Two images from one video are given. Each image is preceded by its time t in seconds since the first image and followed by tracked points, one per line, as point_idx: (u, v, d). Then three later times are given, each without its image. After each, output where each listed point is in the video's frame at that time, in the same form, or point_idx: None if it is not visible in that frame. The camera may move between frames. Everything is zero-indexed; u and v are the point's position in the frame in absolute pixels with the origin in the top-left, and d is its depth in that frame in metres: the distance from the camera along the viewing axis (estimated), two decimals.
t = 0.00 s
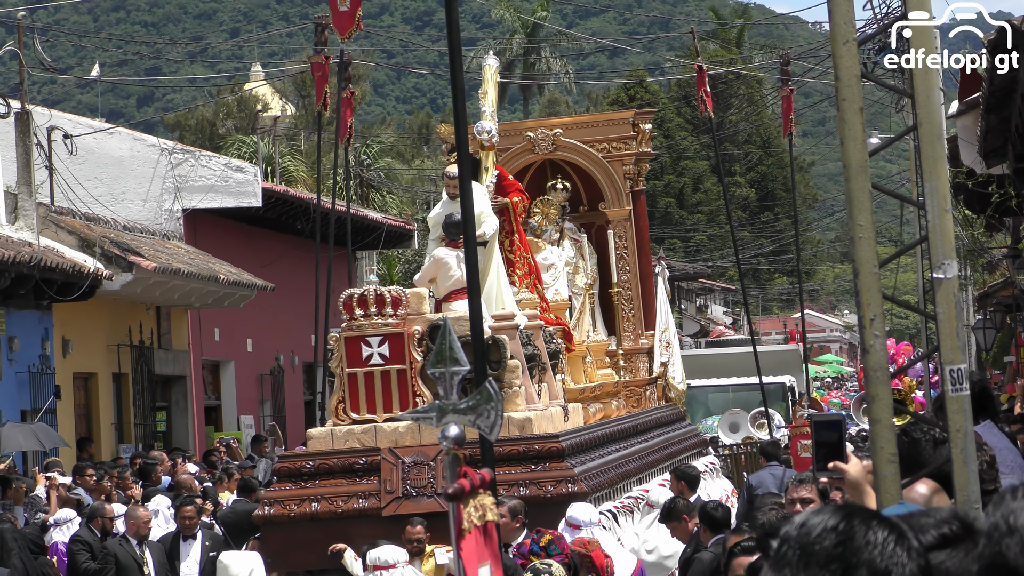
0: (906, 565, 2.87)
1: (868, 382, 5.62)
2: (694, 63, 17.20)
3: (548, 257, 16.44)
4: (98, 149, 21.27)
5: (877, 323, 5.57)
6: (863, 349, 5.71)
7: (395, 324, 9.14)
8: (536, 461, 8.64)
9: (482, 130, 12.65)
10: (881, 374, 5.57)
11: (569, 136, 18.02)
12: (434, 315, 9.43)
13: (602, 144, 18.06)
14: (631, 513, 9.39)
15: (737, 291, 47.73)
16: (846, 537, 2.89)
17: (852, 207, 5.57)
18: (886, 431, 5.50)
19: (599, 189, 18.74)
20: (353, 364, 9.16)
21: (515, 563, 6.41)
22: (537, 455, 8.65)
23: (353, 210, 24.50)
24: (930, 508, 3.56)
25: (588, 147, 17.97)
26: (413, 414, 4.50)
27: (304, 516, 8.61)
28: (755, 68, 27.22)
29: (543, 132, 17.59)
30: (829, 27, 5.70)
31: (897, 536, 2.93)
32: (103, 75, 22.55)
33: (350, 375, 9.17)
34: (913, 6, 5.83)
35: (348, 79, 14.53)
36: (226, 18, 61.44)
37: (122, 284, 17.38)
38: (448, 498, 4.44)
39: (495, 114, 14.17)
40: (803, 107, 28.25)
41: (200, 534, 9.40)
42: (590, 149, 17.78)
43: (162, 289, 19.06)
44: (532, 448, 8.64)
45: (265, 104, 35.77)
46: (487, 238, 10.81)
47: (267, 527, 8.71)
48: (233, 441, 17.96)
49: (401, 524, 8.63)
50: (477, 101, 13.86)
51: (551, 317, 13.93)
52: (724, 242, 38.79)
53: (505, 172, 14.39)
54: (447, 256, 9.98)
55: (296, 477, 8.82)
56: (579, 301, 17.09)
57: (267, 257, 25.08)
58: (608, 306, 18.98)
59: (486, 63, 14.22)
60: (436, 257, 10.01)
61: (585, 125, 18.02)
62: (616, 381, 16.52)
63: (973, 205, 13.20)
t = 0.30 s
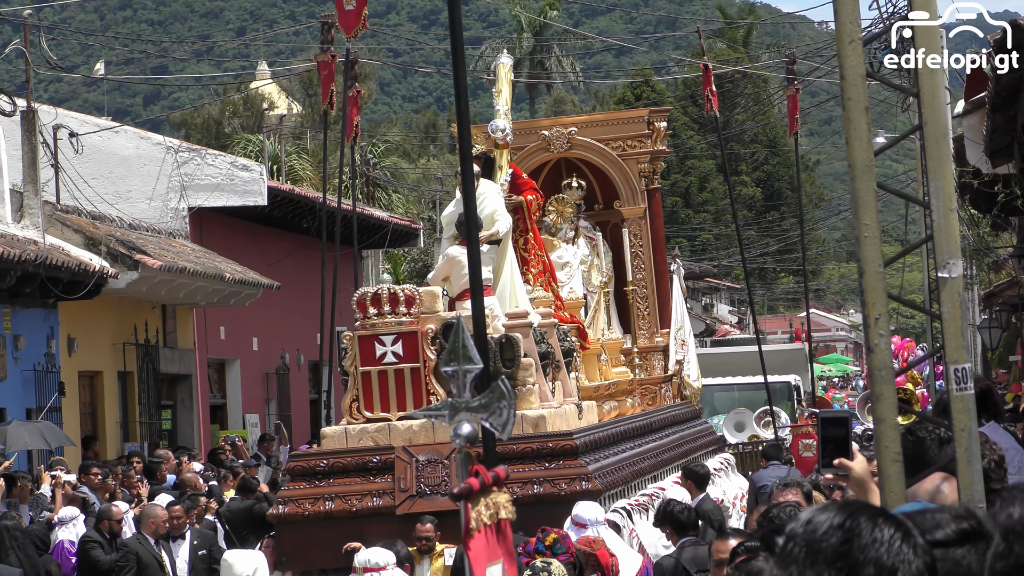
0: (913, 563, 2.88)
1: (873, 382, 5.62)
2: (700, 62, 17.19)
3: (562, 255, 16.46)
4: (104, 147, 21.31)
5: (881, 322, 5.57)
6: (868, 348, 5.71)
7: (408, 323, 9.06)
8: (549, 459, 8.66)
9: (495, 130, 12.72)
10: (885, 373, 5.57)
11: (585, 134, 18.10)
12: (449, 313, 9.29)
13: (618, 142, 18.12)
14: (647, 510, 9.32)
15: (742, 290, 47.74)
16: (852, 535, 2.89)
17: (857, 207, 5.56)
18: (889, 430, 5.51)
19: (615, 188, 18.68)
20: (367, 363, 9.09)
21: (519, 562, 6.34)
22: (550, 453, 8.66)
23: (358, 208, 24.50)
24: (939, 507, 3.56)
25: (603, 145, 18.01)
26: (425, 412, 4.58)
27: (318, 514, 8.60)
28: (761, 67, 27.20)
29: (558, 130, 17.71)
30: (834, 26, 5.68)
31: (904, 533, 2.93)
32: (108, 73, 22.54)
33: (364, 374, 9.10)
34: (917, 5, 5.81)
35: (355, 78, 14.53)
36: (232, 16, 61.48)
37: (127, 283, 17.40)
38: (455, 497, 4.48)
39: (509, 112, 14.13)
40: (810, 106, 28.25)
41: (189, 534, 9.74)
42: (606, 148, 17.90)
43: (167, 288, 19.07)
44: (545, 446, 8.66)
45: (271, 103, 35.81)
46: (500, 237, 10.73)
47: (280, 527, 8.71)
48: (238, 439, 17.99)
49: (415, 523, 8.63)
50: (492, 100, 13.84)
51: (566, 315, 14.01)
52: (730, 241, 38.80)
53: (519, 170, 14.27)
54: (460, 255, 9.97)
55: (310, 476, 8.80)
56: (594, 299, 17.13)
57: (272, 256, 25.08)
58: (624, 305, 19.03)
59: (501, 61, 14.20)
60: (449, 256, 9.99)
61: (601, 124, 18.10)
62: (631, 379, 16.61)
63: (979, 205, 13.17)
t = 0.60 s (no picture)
0: (906, 557, 2.92)
1: (858, 379, 5.64)
2: (689, 60, 17.21)
3: (560, 252, 16.49)
4: (92, 144, 21.25)
5: (866, 320, 5.60)
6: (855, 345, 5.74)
7: (408, 320, 9.01)
8: (550, 455, 8.63)
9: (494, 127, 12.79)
10: (870, 371, 5.59)
11: (581, 131, 18.08)
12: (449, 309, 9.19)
13: (615, 138, 18.11)
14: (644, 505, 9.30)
15: (730, 287, 47.83)
16: (846, 527, 2.92)
17: (844, 205, 5.57)
18: (874, 427, 5.54)
19: (611, 185, 18.74)
20: (367, 360, 9.08)
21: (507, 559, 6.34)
22: (551, 449, 8.64)
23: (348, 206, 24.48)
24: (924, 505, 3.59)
25: (600, 142, 18.00)
26: (421, 409, 4.59)
27: (319, 511, 8.54)
28: (749, 65, 27.25)
29: (554, 127, 17.60)
30: (820, 24, 5.69)
31: (895, 528, 2.97)
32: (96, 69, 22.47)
33: (364, 371, 9.09)
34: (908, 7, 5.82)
35: (344, 75, 14.49)
36: (220, 14, 61.39)
37: (115, 280, 17.35)
38: (449, 495, 4.46)
39: (507, 109, 14.13)
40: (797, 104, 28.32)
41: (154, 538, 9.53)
42: (602, 144, 17.85)
43: (155, 286, 19.02)
44: (546, 442, 8.63)
45: (259, 101, 35.79)
46: (499, 233, 10.71)
47: (281, 525, 8.64)
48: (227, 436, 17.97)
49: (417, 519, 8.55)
50: (490, 97, 13.83)
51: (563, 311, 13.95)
52: (718, 239, 38.86)
53: (517, 166, 14.27)
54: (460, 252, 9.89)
55: (311, 473, 8.74)
56: (590, 296, 17.14)
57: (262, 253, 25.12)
58: (620, 301, 19.05)
59: (499, 57, 14.15)
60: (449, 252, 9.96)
61: (597, 120, 18.11)
62: (630, 375, 16.65)
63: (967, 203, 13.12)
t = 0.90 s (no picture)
0: (913, 551, 3.03)
1: (854, 374, 5.63)
2: (681, 56, 17.15)
3: (558, 248, 16.66)
4: (85, 142, 21.26)
5: (862, 315, 5.59)
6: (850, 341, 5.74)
7: (411, 317, 9.01)
8: (555, 450, 8.63)
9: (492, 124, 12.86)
10: (866, 366, 5.57)
11: (576, 128, 18.10)
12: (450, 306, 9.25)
13: (611, 135, 18.04)
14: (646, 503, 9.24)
15: (724, 283, 47.89)
16: (855, 521, 3.03)
17: (837, 201, 5.59)
18: (870, 423, 5.54)
19: (607, 181, 18.82)
20: (371, 357, 9.05)
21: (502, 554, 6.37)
22: (555, 445, 8.63)
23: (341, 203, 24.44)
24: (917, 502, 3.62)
25: (595, 138, 17.99)
26: (423, 404, 4.61)
27: (324, 508, 8.53)
28: (743, 61, 27.23)
29: (550, 123, 17.78)
30: (813, 20, 5.70)
31: (904, 525, 3.07)
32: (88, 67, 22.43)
33: (368, 368, 9.07)
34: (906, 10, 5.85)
35: (336, 72, 14.48)
36: (213, 10, 61.29)
37: (109, 278, 17.33)
38: (452, 491, 4.48)
39: (505, 106, 14.16)
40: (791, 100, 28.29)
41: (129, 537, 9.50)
42: (599, 141, 17.92)
43: (149, 283, 19.00)
44: (550, 438, 8.62)
45: (252, 98, 35.74)
46: (500, 230, 10.61)
47: (286, 522, 8.64)
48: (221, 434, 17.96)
49: (422, 516, 8.55)
50: (488, 93, 13.86)
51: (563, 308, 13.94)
52: (711, 235, 38.88)
53: (516, 163, 14.31)
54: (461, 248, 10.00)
55: (316, 471, 8.74)
56: (589, 291, 17.04)
57: (257, 250, 25.11)
58: (618, 298, 19.08)
59: (496, 53, 14.17)
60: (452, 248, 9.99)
61: (592, 117, 18.09)
62: (627, 372, 16.63)
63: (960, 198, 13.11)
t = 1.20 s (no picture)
0: (960, 541, 2.95)
1: (887, 366, 5.64)
2: (709, 48, 17.09)
3: (586, 239, 16.57)
4: (114, 134, 21.39)
5: (895, 307, 5.56)
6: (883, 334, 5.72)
7: (444, 307, 9.02)
8: (589, 441, 8.62)
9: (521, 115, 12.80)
10: (899, 358, 5.58)
11: (603, 119, 18.15)
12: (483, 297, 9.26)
13: (637, 126, 18.17)
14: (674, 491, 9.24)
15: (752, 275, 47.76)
16: (901, 512, 2.96)
17: (871, 192, 5.57)
18: (903, 415, 5.54)
19: (634, 173, 18.76)
20: (404, 348, 9.09)
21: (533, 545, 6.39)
22: (589, 436, 8.62)
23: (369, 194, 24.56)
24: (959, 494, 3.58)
25: (622, 130, 18.06)
26: (463, 395, 4.64)
27: (358, 499, 8.54)
28: (773, 52, 27.13)
29: (577, 115, 17.64)
30: (846, 11, 5.68)
31: (952, 518, 3.00)
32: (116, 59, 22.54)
33: (401, 359, 9.11)
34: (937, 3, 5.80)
35: (366, 64, 14.50)
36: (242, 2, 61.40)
37: (138, 270, 17.41)
38: (495, 481, 4.48)
39: (534, 98, 14.17)
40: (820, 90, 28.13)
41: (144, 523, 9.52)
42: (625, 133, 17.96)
43: (178, 275, 19.09)
44: (584, 428, 8.61)
45: (281, 89, 35.83)
46: (532, 221, 10.70)
47: (320, 513, 8.65)
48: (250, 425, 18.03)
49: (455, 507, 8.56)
50: (516, 85, 13.88)
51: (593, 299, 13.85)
52: (740, 226, 38.83)
53: (545, 154, 14.25)
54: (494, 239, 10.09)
55: (350, 462, 8.74)
56: (617, 284, 17.14)
57: (285, 242, 25.18)
58: (645, 291, 19.05)
59: (525, 44, 14.11)
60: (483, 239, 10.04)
61: (620, 108, 18.14)
62: (656, 363, 16.68)
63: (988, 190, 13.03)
